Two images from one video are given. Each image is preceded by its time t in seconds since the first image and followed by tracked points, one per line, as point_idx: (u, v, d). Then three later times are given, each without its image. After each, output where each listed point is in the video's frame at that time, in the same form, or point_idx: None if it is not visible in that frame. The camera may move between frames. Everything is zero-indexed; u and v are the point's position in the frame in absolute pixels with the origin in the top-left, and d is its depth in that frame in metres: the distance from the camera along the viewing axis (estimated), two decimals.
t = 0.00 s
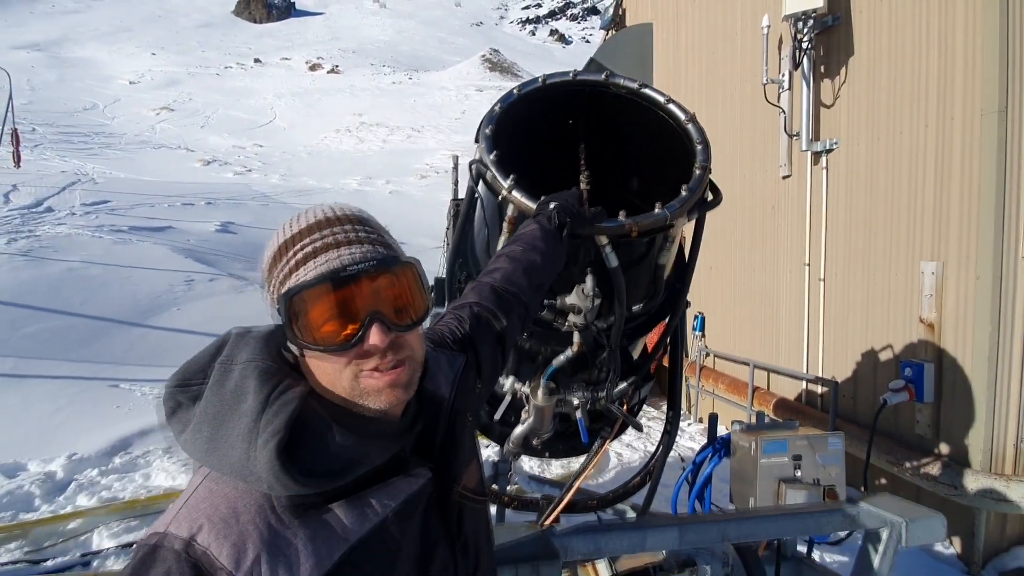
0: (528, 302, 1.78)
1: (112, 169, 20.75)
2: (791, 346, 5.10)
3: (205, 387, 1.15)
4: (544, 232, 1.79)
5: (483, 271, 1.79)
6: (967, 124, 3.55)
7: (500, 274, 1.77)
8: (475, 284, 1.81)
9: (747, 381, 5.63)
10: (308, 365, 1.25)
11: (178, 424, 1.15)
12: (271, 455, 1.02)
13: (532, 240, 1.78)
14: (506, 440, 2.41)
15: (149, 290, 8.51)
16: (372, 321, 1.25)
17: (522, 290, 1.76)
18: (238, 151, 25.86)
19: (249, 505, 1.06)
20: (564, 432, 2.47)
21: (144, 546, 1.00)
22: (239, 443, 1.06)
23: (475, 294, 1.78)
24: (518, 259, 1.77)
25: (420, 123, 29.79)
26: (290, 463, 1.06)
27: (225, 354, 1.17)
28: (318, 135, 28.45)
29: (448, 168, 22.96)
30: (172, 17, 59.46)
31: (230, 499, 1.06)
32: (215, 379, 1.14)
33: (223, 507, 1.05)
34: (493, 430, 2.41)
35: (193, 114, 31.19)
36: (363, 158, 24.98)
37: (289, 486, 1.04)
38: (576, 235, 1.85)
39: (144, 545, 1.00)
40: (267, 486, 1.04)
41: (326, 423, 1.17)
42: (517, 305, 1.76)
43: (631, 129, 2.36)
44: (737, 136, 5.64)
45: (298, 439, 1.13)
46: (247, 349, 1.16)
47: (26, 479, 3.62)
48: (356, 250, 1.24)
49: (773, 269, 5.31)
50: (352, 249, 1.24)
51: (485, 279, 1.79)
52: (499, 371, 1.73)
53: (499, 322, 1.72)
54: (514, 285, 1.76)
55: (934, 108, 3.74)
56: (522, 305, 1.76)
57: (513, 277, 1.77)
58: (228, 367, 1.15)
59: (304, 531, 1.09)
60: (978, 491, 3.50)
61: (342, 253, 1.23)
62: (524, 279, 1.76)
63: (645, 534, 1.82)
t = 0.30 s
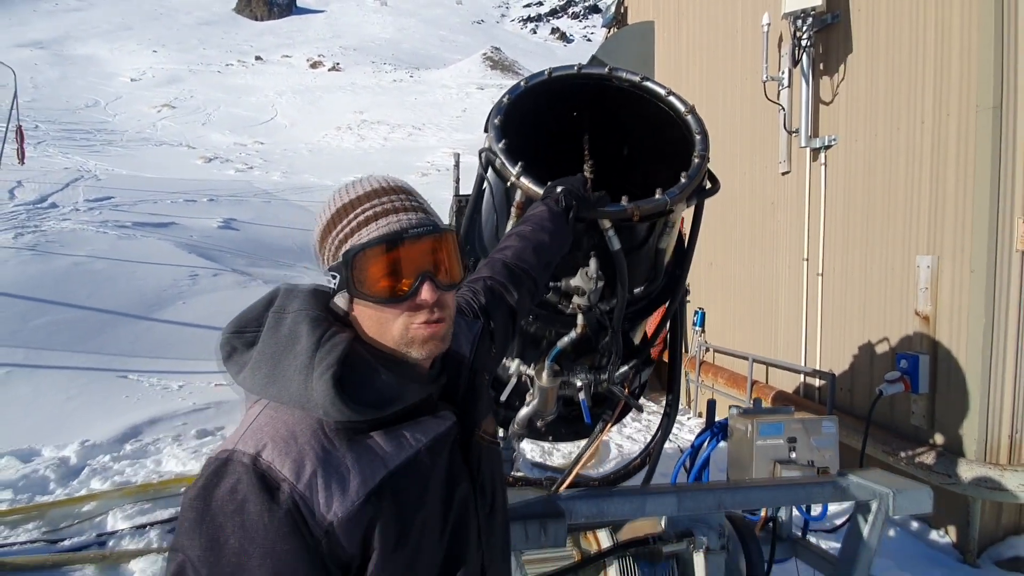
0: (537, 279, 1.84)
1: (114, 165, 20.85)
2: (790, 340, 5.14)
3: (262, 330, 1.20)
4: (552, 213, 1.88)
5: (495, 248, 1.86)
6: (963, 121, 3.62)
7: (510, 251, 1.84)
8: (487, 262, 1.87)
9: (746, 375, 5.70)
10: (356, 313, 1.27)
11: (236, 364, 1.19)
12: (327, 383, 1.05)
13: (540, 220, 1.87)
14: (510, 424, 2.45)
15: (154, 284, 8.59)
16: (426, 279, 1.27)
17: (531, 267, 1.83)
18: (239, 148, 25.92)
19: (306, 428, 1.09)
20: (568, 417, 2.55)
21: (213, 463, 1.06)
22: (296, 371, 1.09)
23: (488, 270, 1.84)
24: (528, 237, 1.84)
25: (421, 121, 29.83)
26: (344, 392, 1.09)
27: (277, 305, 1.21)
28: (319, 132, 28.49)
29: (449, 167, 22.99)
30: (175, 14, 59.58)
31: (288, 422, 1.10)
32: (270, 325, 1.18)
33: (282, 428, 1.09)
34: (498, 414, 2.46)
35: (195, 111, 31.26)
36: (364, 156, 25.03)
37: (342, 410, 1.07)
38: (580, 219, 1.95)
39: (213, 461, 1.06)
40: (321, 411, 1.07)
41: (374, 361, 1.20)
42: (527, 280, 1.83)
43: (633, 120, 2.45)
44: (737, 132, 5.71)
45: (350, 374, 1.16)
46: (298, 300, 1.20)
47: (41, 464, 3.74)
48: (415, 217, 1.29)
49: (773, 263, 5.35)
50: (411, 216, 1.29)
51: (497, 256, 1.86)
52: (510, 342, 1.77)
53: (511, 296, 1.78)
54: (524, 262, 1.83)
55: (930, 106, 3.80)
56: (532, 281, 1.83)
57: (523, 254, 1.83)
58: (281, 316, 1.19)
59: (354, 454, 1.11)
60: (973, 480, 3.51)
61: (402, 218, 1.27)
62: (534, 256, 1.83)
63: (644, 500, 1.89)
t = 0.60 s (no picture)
0: (544, 259, 1.89)
1: (118, 161, 20.95)
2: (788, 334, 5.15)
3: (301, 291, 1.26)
4: (559, 198, 1.96)
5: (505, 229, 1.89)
6: (960, 116, 3.64)
7: (520, 233, 1.89)
8: (496, 242, 1.90)
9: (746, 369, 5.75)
10: (383, 278, 1.33)
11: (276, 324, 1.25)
12: (363, 334, 1.12)
13: (548, 204, 1.95)
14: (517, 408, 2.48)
15: (159, 277, 8.66)
16: (452, 248, 1.33)
17: (540, 248, 1.89)
18: (242, 144, 25.98)
19: (341, 376, 1.15)
20: (571, 403, 2.65)
21: (259, 405, 1.12)
22: (333, 325, 1.16)
23: (498, 248, 1.86)
24: (535, 221, 1.91)
25: (423, 118, 29.81)
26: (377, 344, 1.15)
27: (312, 271, 1.27)
28: (322, 129, 28.51)
29: (451, 164, 22.97)
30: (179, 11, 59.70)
31: (325, 370, 1.16)
32: (307, 288, 1.24)
33: (320, 376, 1.15)
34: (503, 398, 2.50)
35: (198, 107, 31.33)
36: (366, 153, 25.05)
37: (376, 359, 1.13)
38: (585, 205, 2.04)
39: (259, 404, 1.12)
40: (355, 359, 1.12)
41: (398, 321, 1.24)
42: (535, 259, 1.87)
43: (635, 112, 2.53)
44: (739, 128, 5.76)
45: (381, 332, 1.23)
46: (331, 266, 1.26)
47: (56, 449, 3.94)
48: (442, 193, 1.36)
49: (772, 256, 5.34)
50: (439, 192, 1.36)
51: (507, 237, 1.89)
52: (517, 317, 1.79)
53: (521, 274, 1.81)
54: (532, 243, 1.88)
55: (928, 101, 3.81)
56: (539, 261, 1.87)
57: (532, 236, 1.89)
58: (316, 281, 1.25)
59: (383, 400, 1.16)
60: (968, 471, 3.50)
61: (429, 193, 1.34)
62: (542, 237, 1.89)
63: (644, 471, 1.97)
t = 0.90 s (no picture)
0: (550, 246, 1.95)
1: (119, 157, 21.00)
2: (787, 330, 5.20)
3: (324, 270, 1.32)
4: (564, 188, 2.02)
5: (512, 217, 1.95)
6: (957, 114, 3.67)
7: (526, 221, 1.95)
8: (503, 229, 1.96)
9: (744, 364, 5.81)
10: (396, 259, 1.40)
11: (301, 299, 1.31)
12: (383, 309, 1.19)
13: (553, 194, 2.01)
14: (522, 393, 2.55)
15: (162, 271, 8.72)
16: (455, 229, 1.36)
17: (545, 235, 1.94)
18: (243, 140, 26.02)
19: (363, 348, 1.22)
20: (572, 392, 2.73)
21: (287, 374, 1.18)
22: (355, 301, 1.22)
23: (505, 235, 1.92)
24: (541, 209, 1.97)
25: (423, 115, 29.84)
26: (397, 319, 1.22)
27: (334, 251, 1.34)
28: (322, 125, 28.53)
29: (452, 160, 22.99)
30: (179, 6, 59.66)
31: (347, 342, 1.22)
32: (329, 266, 1.30)
33: (343, 348, 1.21)
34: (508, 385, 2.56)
35: (198, 103, 31.36)
36: (367, 150, 25.09)
37: (396, 333, 1.19)
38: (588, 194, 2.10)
39: (287, 372, 1.19)
40: (376, 332, 1.19)
41: (413, 296, 1.29)
42: (541, 246, 1.92)
43: (636, 107, 2.59)
44: (739, 124, 5.80)
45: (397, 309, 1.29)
46: (352, 247, 1.33)
47: (64, 438, 4.02)
48: (447, 177, 1.40)
49: (771, 252, 5.39)
50: (443, 176, 1.40)
51: (513, 225, 1.95)
52: (524, 303, 1.85)
53: (528, 260, 1.87)
54: (538, 231, 1.94)
55: (925, 99, 3.84)
56: (545, 249, 1.93)
57: (538, 224, 1.95)
58: (338, 260, 1.31)
59: (402, 370, 1.23)
60: (961, 462, 3.56)
61: (434, 177, 1.39)
62: (548, 225, 1.95)
63: (644, 453, 2.04)
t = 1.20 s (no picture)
0: (550, 244, 1.99)
1: (116, 153, 20.96)
2: (783, 326, 5.25)
3: (333, 266, 1.36)
4: (563, 186, 2.06)
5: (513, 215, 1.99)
6: (951, 112, 3.70)
7: (527, 219, 1.99)
8: (505, 227, 2.00)
9: (741, 360, 5.86)
10: (405, 257, 1.44)
11: (311, 294, 1.35)
12: (391, 303, 1.23)
13: (553, 192, 2.04)
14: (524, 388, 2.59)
15: (161, 268, 8.74)
16: (465, 228, 1.40)
17: (546, 233, 1.98)
18: (240, 136, 25.97)
19: (371, 340, 1.26)
20: (571, 388, 2.78)
21: (299, 365, 1.23)
22: (363, 294, 1.26)
23: (507, 233, 1.96)
24: (542, 207, 2.01)
25: (421, 111, 29.82)
26: (404, 312, 1.27)
27: (343, 247, 1.38)
28: (319, 120, 28.49)
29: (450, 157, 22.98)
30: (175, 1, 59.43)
31: (356, 335, 1.27)
32: (338, 262, 1.34)
33: (352, 340, 1.26)
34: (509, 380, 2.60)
35: (195, 99, 31.28)
36: (365, 146, 25.07)
37: (403, 325, 1.24)
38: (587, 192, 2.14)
39: (298, 364, 1.23)
40: (384, 325, 1.23)
41: (419, 290, 1.33)
42: (541, 243, 1.96)
43: (634, 106, 2.63)
44: (736, 121, 5.83)
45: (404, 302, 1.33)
46: (360, 244, 1.37)
47: (67, 433, 4.05)
48: (457, 179, 1.45)
49: (768, 249, 5.43)
50: (453, 177, 1.44)
51: (515, 223, 1.99)
52: (524, 299, 1.89)
53: (529, 257, 1.91)
54: (539, 229, 1.98)
55: (920, 97, 3.87)
56: (546, 246, 1.97)
57: (539, 221, 1.99)
58: (346, 256, 1.35)
59: (408, 361, 1.27)
60: (954, 456, 3.60)
61: (445, 178, 1.43)
62: (548, 223, 1.99)
63: (642, 445, 2.08)
